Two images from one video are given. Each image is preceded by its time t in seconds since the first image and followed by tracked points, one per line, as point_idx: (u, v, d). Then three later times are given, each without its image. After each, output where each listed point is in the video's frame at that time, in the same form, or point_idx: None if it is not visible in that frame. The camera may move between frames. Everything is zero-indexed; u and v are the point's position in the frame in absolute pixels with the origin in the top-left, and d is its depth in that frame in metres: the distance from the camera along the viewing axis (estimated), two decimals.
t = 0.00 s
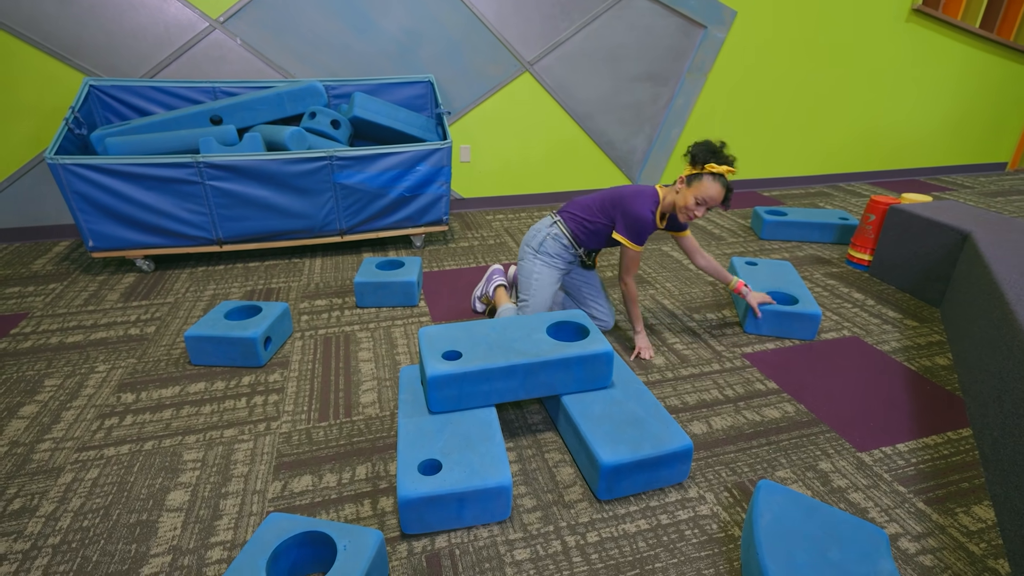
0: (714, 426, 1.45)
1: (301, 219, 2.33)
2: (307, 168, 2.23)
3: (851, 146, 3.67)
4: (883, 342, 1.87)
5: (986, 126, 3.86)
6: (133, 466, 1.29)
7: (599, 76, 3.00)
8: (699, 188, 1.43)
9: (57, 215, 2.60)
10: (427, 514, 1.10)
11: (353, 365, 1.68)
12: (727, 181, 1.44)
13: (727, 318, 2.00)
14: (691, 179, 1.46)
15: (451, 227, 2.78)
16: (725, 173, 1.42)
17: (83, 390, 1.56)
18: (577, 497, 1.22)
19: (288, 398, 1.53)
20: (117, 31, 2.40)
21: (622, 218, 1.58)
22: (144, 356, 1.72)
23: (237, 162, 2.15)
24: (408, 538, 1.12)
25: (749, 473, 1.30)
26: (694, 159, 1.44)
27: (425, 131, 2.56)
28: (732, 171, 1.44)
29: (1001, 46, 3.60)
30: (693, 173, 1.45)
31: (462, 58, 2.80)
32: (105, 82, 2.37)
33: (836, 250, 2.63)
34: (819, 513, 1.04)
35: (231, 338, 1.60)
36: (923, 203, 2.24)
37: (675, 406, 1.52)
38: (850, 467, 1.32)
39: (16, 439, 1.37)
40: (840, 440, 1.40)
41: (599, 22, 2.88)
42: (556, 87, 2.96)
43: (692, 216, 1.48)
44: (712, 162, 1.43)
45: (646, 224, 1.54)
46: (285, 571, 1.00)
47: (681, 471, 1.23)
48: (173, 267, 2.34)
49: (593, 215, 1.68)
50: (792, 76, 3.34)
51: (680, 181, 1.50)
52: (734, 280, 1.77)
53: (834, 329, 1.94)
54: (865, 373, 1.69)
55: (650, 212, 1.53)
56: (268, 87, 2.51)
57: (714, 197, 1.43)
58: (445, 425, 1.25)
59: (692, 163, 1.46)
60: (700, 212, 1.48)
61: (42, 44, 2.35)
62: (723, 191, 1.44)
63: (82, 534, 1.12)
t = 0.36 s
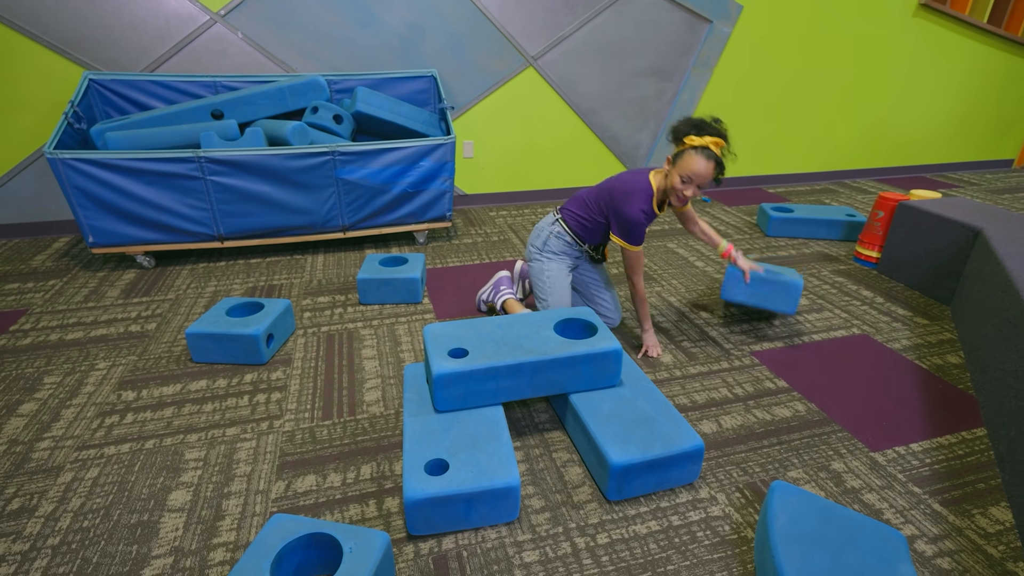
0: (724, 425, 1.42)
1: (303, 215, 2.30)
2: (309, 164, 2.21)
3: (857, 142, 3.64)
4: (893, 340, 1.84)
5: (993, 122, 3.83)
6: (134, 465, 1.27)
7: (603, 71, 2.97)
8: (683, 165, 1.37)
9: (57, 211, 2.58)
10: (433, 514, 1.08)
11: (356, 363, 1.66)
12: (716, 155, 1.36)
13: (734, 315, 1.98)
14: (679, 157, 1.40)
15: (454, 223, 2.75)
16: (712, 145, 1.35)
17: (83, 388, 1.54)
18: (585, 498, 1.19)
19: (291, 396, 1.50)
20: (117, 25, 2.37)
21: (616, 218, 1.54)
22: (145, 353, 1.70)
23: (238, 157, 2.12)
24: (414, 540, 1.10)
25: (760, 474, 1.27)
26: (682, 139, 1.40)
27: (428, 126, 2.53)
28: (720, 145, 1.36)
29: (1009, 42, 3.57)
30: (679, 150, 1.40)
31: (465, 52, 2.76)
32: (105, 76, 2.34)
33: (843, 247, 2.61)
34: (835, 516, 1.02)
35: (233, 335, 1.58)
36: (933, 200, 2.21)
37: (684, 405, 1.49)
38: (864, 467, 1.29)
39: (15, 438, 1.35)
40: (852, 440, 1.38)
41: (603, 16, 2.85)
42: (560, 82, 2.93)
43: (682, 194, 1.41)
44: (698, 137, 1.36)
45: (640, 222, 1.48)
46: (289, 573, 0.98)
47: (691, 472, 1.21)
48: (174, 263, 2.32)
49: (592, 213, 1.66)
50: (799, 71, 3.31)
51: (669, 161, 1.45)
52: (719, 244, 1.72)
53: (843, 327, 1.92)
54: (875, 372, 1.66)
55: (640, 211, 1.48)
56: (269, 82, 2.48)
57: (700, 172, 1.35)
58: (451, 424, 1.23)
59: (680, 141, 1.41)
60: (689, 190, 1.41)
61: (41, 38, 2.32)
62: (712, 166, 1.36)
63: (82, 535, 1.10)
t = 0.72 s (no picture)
0: (744, 429, 1.39)
1: (305, 214, 2.26)
2: (311, 161, 2.16)
3: (860, 139, 3.63)
4: (908, 340, 1.82)
5: (996, 119, 3.82)
6: (137, 475, 1.22)
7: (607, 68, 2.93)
8: (623, 89, 1.31)
9: (51, 210, 2.51)
10: (454, 526, 1.04)
11: (364, 366, 1.62)
12: (645, 64, 1.31)
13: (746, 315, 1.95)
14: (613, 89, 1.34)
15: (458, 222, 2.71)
16: (637, 57, 1.30)
17: (82, 394, 1.49)
18: (607, 506, 1.16)
19: (299, 402, 1.46)
20: (112, 19, 2.31)
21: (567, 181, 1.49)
22: (146, 357, 1.65)
23: (239, 155, 2.07)
24: (433, 552, 1.06)
25: (784, 479, 1.24)
26: (603, 70, 1.35)
27: (432, 123, 2.49)
28: (643, 53, 1.32)
29: (1012, 38, 3.56)
30: (608, 80, 1.34)
31: (468, 48, 2.72)
32: (99, 72, 2.28)
33: (851, 245, 2.58)
34: (869, 525, 0.99)
35: (237, 338, 1.53)
36: (944, 197, 2.19)
37: (702, 408, 1.46)
38: (888, 471, 1.27)
39: (12, 447, 1.30)
40: (874, 443, 1.35)
41: (608, 11, 2.80)
42: (564, 78, 2.89)
43: (636, 119, 1.34)
44: (620, 57, 1.31)
45: (584, 171, 1.42)
46: None
47: (715, 478, 1.18)
48: (173, 264, 2.26)
49: (563, 196, 1.63)
50: (804, 67, 3.28)
51: (604, 96, 1.39)
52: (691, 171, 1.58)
53: (856, 326, 1.89)
54: (893, 372, 1.64)
55: (581, 159, 1.43)
56: (269, 78, 2.43)
57: (639, 86, 1.29)
58: (468, 431, 1.19)
59: (603, 73, 1.35)
60: (639, 110, 1.34)
61: (34, 32, 2.26)
62: (647, 76, 1.31)
63: (86, 550, 1.05)
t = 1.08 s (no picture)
0: (760, 433, 1.38)
1: (300, 219, 2.20)
2: (306, 166, 2.10)
3: (849, 138, 3.67)
4: (911, 339, 1.83)
5: (977, 117, 3.90)
6: (141, 497, 1.17)
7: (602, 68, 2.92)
8: (595, 63, 1.21)
9: (32, 218, 2.42)
10: (479, 543, 1.01)
11: (370, 377, 1.57)
12: (622, 38, 1.21)
13: (751, 316, 1.94)
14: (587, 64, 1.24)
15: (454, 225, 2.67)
16: (612, 30, 1.20)
17: (76, 412, 1.42)
18: (630, 517, 1.14)
19: (305, 415, 1.42)
20: (95, 20, 2.23)
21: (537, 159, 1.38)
22: (141, 371, 1.58)
23: (231, 160, 2.01)
24: (457, 570, 1.03)
25: (805, 484, 1.24)
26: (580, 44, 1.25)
27: (428, 125, 2.45)
28: (621, 27, 1.22)
29: (993, 39, 3.63)
30: (583, 54, 1.24)
31: (462, 48, 2.68)
32: (82, 74, 2.20)
33: (847, 244, 2.61)
34: (898, 530, 0.99)
35: (239, 350, 1.48)
36: (938, 196, 2.22)
37: (716, 413, 1.45)
38: (906, 474, 1.27)
39: (3, 471, 1.24)
40: (889, 445, 1.35)
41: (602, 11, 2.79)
42: (558, 79, 2.87)
43: (608, 97, 1.23)
44: (595, 29, 1.22)
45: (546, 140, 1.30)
46: None
47: (738, 485, 1.17)
48: (162, 272, 2.19)
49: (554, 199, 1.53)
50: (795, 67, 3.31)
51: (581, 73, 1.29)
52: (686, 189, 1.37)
53: (860, 326, 1.90)
54: (900, 372, 1.65)
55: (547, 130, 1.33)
56: (259, 80, 2.37)
57: (611, 60, 1.19)
58: (487, 444, 1.16)
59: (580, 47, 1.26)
60: (612, 88, 1.23)
61: (11, 33, 2.17)
62: (623, 51, 1.20)
63: None
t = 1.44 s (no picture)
0: (773, 444, 1.37)
1: (291, 231, 2.14)
2: (297, 176, 2.04)
3: (833, 142, 3.72)
4: (911, 344, 1.84)
5: (955, 120, 3.99)
6: (138, 534, 1.10)
7: (592, 74, 2.90)
8: (631, 84, 1.11)
9: (5, 232, 2.31)
10: (501, 573, 0.97)
11: (373, 396, 1.52)
12: (665, 60, 1.10)
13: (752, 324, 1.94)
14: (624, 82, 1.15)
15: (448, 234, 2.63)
16: (655, 50, 1.09)
17: (62, 442, 1.34)
18: (652, 538, 1.11)
19: (308, 439, 1.36)
20: (72, 26, 2.14)
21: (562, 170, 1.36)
22: (130, 396, 1.51)
23: (219, 171, 1.94)
24: None
25: (823, 497, 1.22)
26: (620, 57, 1.16)
27: (420, 133, 2.41)
28: (666, 47, 1.10)
29: (969, 43, 3.72)
30: (621, 72, 1.14)
31: (453, 55, 2.64)
32: (59, 83, 2.11)
33: (838, 247, 2.63)
34: (925, 545, 0.98)
35: (235, 372, 1.42)
36: (929, 200, 2.25)
37: (728, 425, 1.44)
38: (921, 483, 1.27)
39: None
40: (901, 454, 1.35)
41: (592, 17, 2.78)
42: (549, 85, 2.84)
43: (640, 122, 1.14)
44: (637, 46, 1.11)
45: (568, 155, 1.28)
46: None
47: (758, 502, 1.15)
48: (147, 288, 2.11)
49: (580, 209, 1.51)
50: (782, 72, 3.34)
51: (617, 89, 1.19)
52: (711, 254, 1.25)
53: (859, 331, 1.91)
54: (903, 378, 1.65)
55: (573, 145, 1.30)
56: (246, 88, 2.30)
57: (648, 85, 1.09)
58: (503, 467, 1.13)
59: (620, 61, 1.16)
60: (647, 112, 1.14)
61: None
62: (664, 74, 1.10)
63: None
